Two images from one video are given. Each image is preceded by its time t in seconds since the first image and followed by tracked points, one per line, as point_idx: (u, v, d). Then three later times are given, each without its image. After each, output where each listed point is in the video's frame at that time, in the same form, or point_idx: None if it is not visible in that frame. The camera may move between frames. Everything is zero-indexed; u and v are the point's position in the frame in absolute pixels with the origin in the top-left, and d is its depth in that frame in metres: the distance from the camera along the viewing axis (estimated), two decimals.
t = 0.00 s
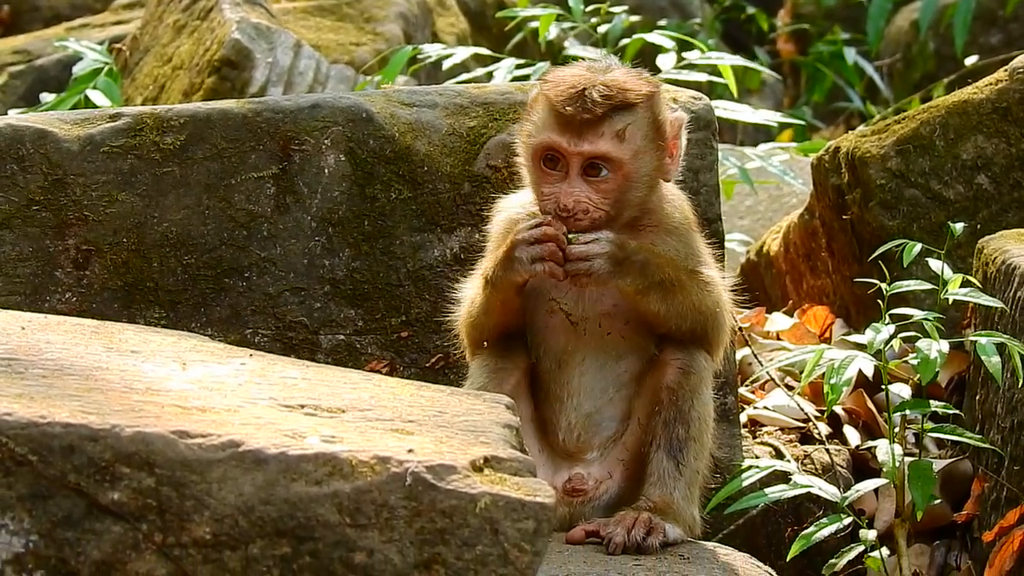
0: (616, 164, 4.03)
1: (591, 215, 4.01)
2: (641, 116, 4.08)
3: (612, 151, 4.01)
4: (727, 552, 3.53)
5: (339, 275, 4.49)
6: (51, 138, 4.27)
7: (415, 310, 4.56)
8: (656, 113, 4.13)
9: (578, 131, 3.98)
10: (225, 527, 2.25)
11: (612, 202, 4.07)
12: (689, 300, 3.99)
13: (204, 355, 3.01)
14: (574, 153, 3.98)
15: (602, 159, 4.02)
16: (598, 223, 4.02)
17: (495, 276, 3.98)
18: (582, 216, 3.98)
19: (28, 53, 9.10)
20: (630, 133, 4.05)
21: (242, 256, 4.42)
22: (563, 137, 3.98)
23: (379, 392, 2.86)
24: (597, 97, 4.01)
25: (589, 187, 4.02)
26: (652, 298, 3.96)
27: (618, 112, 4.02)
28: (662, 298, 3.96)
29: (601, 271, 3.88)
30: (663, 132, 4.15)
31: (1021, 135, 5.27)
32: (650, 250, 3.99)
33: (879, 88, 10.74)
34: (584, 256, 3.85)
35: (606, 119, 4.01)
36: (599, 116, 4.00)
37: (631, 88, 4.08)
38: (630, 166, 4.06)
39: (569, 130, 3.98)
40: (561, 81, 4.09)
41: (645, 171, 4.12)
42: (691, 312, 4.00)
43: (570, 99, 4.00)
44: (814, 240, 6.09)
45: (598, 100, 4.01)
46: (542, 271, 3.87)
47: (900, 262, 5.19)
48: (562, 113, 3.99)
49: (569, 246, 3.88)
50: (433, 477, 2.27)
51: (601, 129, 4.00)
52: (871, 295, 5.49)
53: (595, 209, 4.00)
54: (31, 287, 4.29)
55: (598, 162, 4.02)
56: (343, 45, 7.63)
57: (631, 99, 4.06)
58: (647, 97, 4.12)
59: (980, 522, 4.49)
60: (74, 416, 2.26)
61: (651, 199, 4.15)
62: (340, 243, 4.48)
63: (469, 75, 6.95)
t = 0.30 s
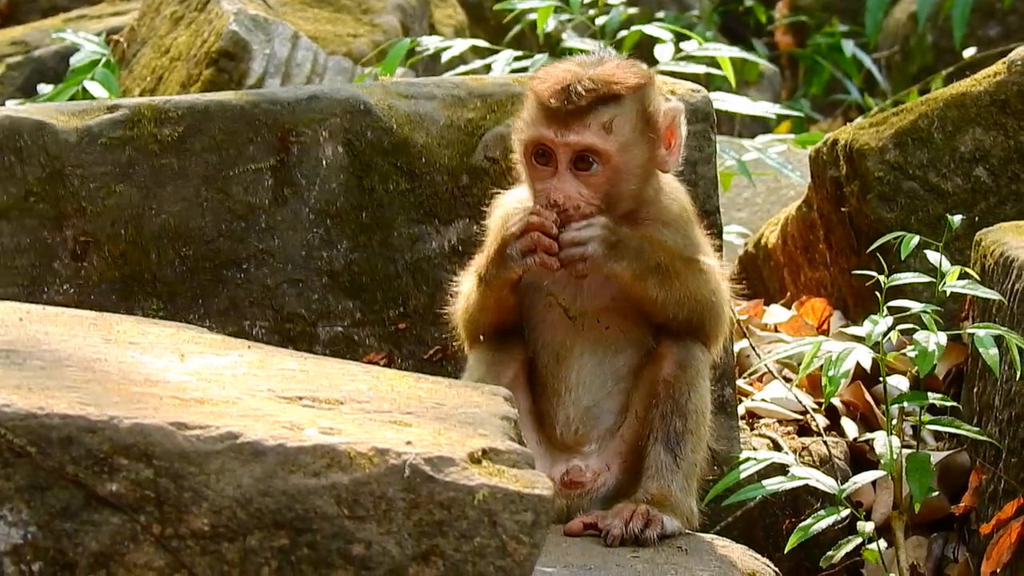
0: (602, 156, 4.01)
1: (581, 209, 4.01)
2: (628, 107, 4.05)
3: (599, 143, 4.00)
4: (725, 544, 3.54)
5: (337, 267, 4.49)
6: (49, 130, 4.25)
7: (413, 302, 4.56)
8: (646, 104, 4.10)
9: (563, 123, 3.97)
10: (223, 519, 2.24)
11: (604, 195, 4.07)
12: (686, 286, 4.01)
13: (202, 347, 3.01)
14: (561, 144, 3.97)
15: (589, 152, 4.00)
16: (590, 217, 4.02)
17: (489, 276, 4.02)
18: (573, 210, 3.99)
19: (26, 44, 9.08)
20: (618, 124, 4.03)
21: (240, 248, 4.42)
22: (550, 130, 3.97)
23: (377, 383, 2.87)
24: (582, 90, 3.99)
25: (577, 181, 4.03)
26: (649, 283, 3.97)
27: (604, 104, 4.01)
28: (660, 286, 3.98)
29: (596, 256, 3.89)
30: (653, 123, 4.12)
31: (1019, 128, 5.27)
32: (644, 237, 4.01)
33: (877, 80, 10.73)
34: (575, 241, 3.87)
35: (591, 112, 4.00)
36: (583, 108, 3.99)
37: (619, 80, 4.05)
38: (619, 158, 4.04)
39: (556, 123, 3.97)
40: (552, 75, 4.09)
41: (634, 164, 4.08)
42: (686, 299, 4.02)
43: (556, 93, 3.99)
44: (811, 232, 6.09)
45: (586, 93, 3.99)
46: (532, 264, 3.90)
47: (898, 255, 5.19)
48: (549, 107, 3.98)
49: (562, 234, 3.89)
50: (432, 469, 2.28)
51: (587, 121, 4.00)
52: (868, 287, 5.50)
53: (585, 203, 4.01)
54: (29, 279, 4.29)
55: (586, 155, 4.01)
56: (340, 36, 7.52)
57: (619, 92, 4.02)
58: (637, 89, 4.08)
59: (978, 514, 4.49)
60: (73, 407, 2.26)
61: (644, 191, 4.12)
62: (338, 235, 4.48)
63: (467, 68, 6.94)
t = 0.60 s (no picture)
0: (572, 140, 4.02)
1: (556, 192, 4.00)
2: (600, 90, 4.06)
3: (568, 127, 4.00)
4: (721, 530, 3.54)
5: (333, 253, 4.48)
6: (45, 115, 4.25)
7: (409, 288, 4.56)
8: (620, 87, 4.10)
9: (532, 108, 3.98)
10: (219, 505, 2.24)
11: (581, 178, 4.07)
12: (679, 268, 3.96)
13: (198, 333, 3.00)
14: (529, 130, 3.98)
15: (558, 136, 4.01)
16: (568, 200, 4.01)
17: (479, 266, 4.00)
18: (547, 193, 3.98)
19: (23, 31, 9.04)
20: (587, 108, 4.04)
21: (237, 234, 4.41)
22: (518, 117, 3.99)
23: (373, 369, 2.87)
24: (552, 75, 4.02)
25: (552, 166, 4.03)
26: (638, 258, 3.90)
27: (573, 88, 4.02)
28: (651, 266, 3.92)
29: (589, 229, 3.82)
30: (628, 106, 4.11)
31: (1016, 113, 5.28)
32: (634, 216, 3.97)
33: (873, 66, 10.72)
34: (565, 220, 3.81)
35: (560, 96, 4.01)
36: (551, 93, 4.00)
37: (592, 64, 4.06)
38: (590, 142, 4.05)
39: (522, 110, 3.99)
40: (534, 64, 4.11)
41: (611, 147, 4.09)
42: (678, 280, 3.96)
43: (528, 79, 4.01)
44: (808, 218, 6.09)
45: (556, 77, 4.02)
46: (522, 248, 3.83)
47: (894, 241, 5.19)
48: (521, 94, 4.00)
49: (550, 216, 3.84)
50: (428, 454, 2.28)
51: (556, 106, 4.00)
52: (865, 272, 5.50)
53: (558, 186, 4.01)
54: (26, 265, 4.27)
55: (556, 141, 4.02)
56: (338, 23, 7.46)
57: (589, 77, 4.04)
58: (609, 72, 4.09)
59: (975, 499, 4.50)
60: (69, 393, 2.25)
61: (627, 175, 4.13)
62: (335, 220, 4.48)
63: (464, 54, 6.92)
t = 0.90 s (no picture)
0: (563, 125, 4.05)
1: (546, 177, 4.03)
2: (594, 76, 4.08)
3: (558, 111, 4.03)
4: (717, 523, 3.54)
5: (330, 245, 4.48)
6: (42, 108, 4.25)
7: (406, 280, 4.56)
8: (614, 74, 4.10)
9: (525, 92, 4.04)
10: (216, 497, 2.24)
11: (572, 165, 4.08)
12: (663, 261, 3.94)
13: (195, 325, 3.00)
14: (521, 113, 4.02)
15: (550, 121, 4.04)
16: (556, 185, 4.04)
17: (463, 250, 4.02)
18: (536, 176, 4.01)
19: (20, 23, 9.02)
20: (580, 93, 4.06)
21: (234, 226, 4.40)
22: (512, 100, 4.04)
23: (370, 361, 2.87)
24: (549, 60, 4.07)
25: (543, 151, 4.06)
26: (615, 251, 3.88)
27: (565, 73, 4.06)
28: (631, 261, 3.91)
29: (556, 222, 3.83)
30: (620, 93, 4.10)
31: (1012, 106, 5.28)
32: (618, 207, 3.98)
33: (871, 58, 10.70)
34: (537, 210, 3.84)
35: (554, 81, 4.06)
36: (545, 77, 4.06)
37: (587, 51, 4.09)
38: (582, 127, 4.07)
39: (516, 93, 4.05)
40: (532, 52, 4.15)
41: (603, 134, 4.09)
42: (660, 272, 3.94)
43: (524, 64, 4.08)
44: (805, 210, 6.10)
45: (551, 62, 4.07)
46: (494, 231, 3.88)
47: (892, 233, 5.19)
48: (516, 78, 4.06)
49: (526, 203, 3.86)
50: (425, 447, 2.28)
51: (549, 90, 4.05)
52: (862, 265, 5.50)
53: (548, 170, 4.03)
54: (23, 257, 4.25)
55: (548, 125, 4.05)
56: (336, 15, 7.21)
57: (583, 63, 4.07)
58: (604, 61, 4.10)
59: (971, 492, 4.50)
60: (66, 386, 2.25)
61: (620, 165, 4.12)
62: (332, 213, 4.47)
63: (461, 46, 6.91)
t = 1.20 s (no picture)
0: (544, 117, 4.03)
1: (525, 170, 4.03)
2: (575, 70, 4.08)
3: (538, 102, 4.02)
4: (716, 520, 3.54)
5: (329, 242, 4.48)
6: (41, 106, 4.26)
7: (405, 277, 4.55)
8: (596, 69, 4.10)
9: (506, 84, 4.03)
10: (216, 495, 2.24)
11: (550, 157, 4.07)
12: (646, 258, 3.94)
13: (195, 323, 3.00)
14: (502, 105, 4.01)
15: (530, 113, 4.03)
16: (533, 178, 4.03)
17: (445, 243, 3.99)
18: (516, 170, 4.01)
19: (19, 21, 9.01)
20: (560, 86, 4.06)
21: (233, 224, 4.40)
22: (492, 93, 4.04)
23: (369, 359, 2.87)
24: (531, 54, 4.07)
25: (524, 144, 4.05)
26: (592, 254, 3.88)
27: (547, 66, 4.06)
28: (609, 262, 3.90)
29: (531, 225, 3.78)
30: (603, 87, 4.10)
31: (1011, 102, 5.27)
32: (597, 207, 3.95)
33: (869, 54, 10.71)
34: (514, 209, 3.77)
35: (534, 74, 4.05)
36: (527, 70, 4.05)
37: (569, 45, 4.10)
38: (561, 120, 4.05)
39: (497, 85, 4.03)
40: (516, 47, 4.16)
41: (586, 128, 4.08)
42: (644, 272, 3.94)
43: (508, 57, 4.08)
44: (804, 207, 6.11)
45: (531, 56, 4.07)
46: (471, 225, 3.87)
47: (891, 231, 5.21)
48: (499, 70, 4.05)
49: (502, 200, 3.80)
50: (424, 445, 2.28)
51: (529, 83, 4.04)
52: (861, 262, 5.50)
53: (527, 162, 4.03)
54: (22, 256, 4.26)
55: (529, 118, 4.04)
56: (334, 13, 7.29)
57: (565, 57, 4.07)
58: (586, 54, 4.10)
59: (971, 488, 4.50)
60: (66, 383, 2.25)
61: (603, 160, 4.10)
62: (331, 210, 4.47)
63: (460, 43, 6.91)
